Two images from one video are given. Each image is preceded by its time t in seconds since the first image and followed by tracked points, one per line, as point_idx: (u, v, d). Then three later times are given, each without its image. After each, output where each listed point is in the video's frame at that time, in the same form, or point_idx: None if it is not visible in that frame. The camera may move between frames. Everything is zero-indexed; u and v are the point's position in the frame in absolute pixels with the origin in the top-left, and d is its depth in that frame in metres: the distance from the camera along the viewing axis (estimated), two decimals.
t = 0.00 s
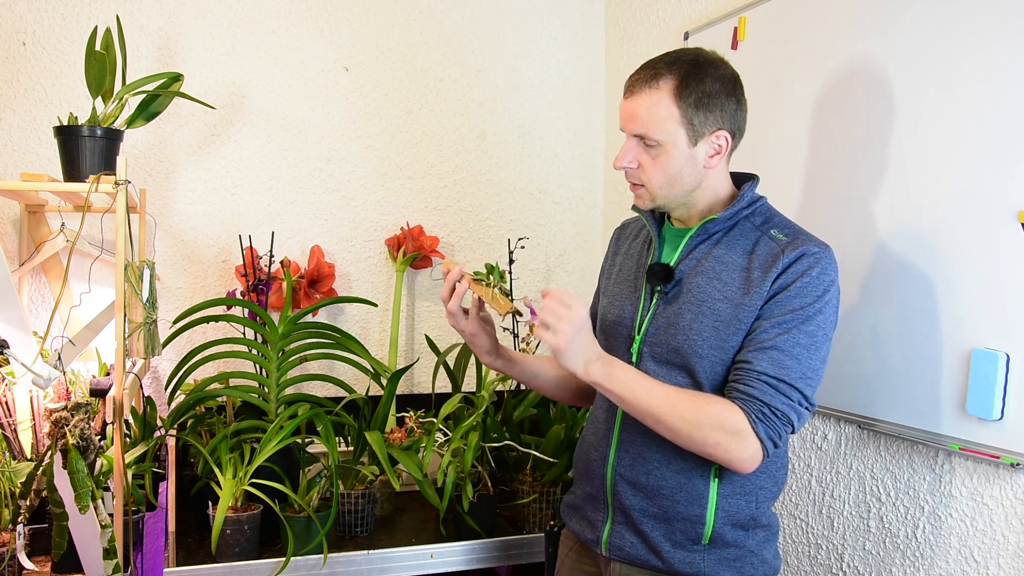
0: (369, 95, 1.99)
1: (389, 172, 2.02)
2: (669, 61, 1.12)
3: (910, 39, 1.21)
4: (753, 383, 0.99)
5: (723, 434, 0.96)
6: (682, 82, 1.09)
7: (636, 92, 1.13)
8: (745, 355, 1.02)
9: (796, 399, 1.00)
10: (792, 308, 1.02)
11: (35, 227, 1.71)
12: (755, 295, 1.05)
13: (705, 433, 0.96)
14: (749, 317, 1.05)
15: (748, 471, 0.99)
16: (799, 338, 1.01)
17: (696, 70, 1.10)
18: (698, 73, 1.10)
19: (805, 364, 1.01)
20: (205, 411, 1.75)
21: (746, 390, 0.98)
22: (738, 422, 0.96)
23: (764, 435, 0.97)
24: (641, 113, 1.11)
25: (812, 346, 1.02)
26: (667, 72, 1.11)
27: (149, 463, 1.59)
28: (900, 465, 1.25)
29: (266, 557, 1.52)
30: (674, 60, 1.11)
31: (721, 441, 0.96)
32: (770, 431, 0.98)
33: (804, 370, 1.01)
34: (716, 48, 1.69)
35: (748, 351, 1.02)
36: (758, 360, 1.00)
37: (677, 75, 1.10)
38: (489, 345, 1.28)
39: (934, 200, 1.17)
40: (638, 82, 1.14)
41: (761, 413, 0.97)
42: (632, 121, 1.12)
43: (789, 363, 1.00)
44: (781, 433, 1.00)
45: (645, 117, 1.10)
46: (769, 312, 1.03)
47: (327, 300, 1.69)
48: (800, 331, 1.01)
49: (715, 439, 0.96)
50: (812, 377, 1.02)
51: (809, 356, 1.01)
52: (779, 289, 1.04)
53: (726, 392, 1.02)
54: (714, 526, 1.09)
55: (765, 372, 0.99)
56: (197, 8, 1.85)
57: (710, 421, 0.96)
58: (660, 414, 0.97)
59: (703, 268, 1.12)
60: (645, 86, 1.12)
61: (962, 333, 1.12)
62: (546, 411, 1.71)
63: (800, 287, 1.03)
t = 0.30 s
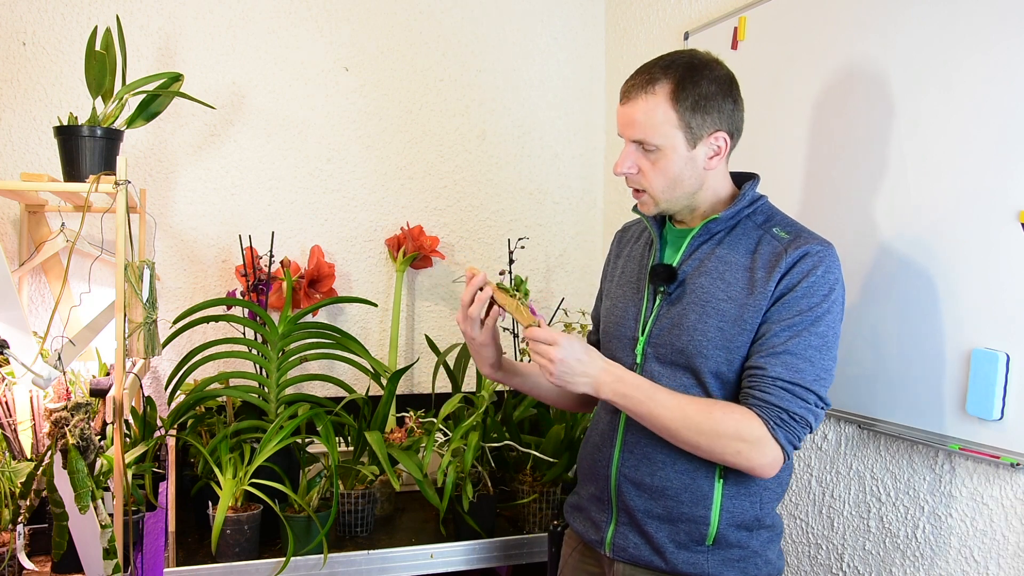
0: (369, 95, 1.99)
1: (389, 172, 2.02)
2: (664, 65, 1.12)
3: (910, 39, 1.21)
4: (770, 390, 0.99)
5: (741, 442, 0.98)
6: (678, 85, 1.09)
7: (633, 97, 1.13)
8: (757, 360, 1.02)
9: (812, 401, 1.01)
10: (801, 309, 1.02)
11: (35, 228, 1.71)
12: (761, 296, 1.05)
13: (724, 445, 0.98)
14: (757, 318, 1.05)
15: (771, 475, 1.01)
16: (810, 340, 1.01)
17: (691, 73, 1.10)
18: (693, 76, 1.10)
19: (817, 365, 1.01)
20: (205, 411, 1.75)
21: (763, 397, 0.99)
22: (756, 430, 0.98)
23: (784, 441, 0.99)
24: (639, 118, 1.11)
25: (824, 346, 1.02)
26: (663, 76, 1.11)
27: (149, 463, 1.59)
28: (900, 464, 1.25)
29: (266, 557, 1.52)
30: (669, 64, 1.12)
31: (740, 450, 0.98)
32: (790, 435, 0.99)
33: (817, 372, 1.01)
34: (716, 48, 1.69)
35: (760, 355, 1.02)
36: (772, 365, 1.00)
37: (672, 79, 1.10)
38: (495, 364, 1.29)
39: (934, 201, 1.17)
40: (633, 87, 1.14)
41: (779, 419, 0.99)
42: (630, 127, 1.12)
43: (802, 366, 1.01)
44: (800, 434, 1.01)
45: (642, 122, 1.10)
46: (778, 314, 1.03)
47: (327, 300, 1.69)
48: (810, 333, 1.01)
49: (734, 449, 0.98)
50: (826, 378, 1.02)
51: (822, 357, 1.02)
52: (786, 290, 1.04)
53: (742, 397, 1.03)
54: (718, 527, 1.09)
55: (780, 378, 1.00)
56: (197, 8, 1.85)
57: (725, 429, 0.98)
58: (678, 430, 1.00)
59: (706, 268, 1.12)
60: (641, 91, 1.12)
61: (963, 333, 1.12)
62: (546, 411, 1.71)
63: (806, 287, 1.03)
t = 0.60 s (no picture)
0: (369, 95, 1.99)
1: (389, 172, 2.02)
2: (660, 67, 1.12)
3: (910, 39, 1.21)
4: (781, 395, 1.00)
5: (754, 449, 0.99)
6: (675, 87, 1.10)
7: (630, 101, 1.13)
8: (765, 365, 1.02)
9: (823, 403, 1.01)
10: (808, 312, 1.02)
11: (35, 228, 1.71)
12: (766, 298, 1.05)
13: (737, 452, 0.99)
14: (762, 319, 1.06)
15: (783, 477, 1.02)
16: (819, 342, 1.01)
17: (687, 74, 1.10)
18: (690, 77, 1.10)
19: (826, 367, 1.02)
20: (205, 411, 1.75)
21: (775, 402, 1.00)
22: (770, 436, 0.99)
23: (798, 444, 1.00)
24: (637, 121, 1.11)
25: (832, 347, 1.02)
26: (659, 78, 1.11)
27: (149, 463, 1.59)
28: (900, 464, 1.25)
29: (266, 557, 1.52)
30: (664, 66, 1.12)
31: (754, 456, 0.99)
32: (803, 438, 1.00)
33: (826, 374, 1.02)
34: (716, 48, 1.69)
35: (769, 359, 1.02)
36: (782, 370, 1.01)
37: (669, 81, 1.10)
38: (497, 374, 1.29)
39: (934, 201, 1.17)
40: (630, 90, 1.14)
41: (791, 423, 0.99)
42: (629, 130, 1.12)
43: (811, 368, 1.01)
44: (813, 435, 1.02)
45: (641, 124, 1.10)
46: (784, 317, 1.03)
47: (327, 300, 1.69)
48: (817, 335, 1.02)
49: (748, 455, 0.99)
50: (834, 379, 1.03)
51: (829, 359, 1.02)
52: (791, 291, 1.04)
53: (752, 400, 1.04)
54: (720, 527, 1.09)
55: (791, 382, 1.00)
56: (197, 8, 1.85)
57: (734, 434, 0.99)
58: (691, 440, 1.01)
59: (709, 269, 1.12)
60: (638, 94, 1.12)
61: (963, 333, 1.12)
62: (546, 411, 1.71)
63: (812, 289, 1.03)
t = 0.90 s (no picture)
0: (369, 95, 1.99)
1: (389, 172, 2.02)
2: (659, 66, 1.12)
3: (910, 39, 1.21)
4: (784, 394, 1.00)
5: (758, 449, 0.98)
6: (674, 85, 1.10)
7: (630, 100, 1.13)
8: (768, 364, 1.02)
9: (826, 401, 1.01)
10: (811, 311, 1.02)
11: (35, 228, 1.71)
12: (768, 297, 1.05)
13: (741, 453, 0.99)
14: (764, 319, 1.05)
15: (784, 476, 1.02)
16: (822, 341, 1.01)
17: (686, 72, 1.10)
18: (689, 75, 1.10)
19: (829, 365, 1.02)
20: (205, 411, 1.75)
21: (779, 401, 1.00)
22: (774, 435, 0.98)
23: (801, 443, 1.00)
24: (638, 120, 1.11)
25: (834, 346, 1.02)
26: (659, 77, 1.11)
27: (148, 463, 1.59)
28: (900, 465, 1.25)
29: (266, 557, 1.52)
30: (663, 65, 1.12)
31: (758, 456, 0.99)
32: (806, 437, 1.00)
33: (829, 374, 1.02)
34: (716, 48, 1.69)
35: (772, 359, 1.02)
36: (785, 369, 1.01)
37: (668, 79, 1.10)
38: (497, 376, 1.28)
39: (934, 200, 1.17)
40: (629, 90, 1.14)
41: (796, 422, 0.99)
42: (629, 128, 1.12)
43: (814, 368, 1.01)
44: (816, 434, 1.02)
45: (641, 123, 1.10)
46: (787, 316, 1.03)
47: (327, 300, 1.69)
48: (820, 334, 1.02)
49: (752, 455, 0.99)
50: (837, 378, 1.03)
51: (832, 358, 1.02)
52: (793, 291, 1.04)
53: (755, 400, 1.04)
54: (723, 527, 1.09)
55: (794, 382, 1.00)
56: (197, 8, 1.85)
57: (736, 436, 0.99)
58: (693, 440, 1.01)
59: (710, 269, 1.12)
60: (637, 93, 1.12)
61: (963, 333, 1.12)
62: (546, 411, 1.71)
63: (814, 288, 1.03)
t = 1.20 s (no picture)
0: (369, 95, 1.99)
1: (389, 172, 2.02)
2: (658, 66, 1.13)
3: (910, 39, 1.21)
4: (786, 394, 1.00)
5: (760, 449, 0.99)
6: (674, 84, 1.10)
7: (629, 99, 1.13)
8: (770, 364, 1.02)
9: (828, 401, 1.02)
10: (811, 310, 1.02)
11: (35, 227, 1.71)
12: (768, 297, 1.05)
13: (743, 453, 0.99)
14: (764, 318, 1.06)
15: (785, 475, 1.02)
16: (823, 341, 1.02)
17: (686, 71, 1.11)
18: (689, 74, 1.10)
19: (830, 365, 1.02)
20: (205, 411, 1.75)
21: (781, 401, 1.00)
22: (776, 435, 0.98)
23: (804, 443, 1.00)
24: (637, 119, 1.11)
25: (835, 346, 1.02)
26: (658, 76, 1.11)
27: (149, 463, 1.59)
28: (900, 464, 1.25)
29: (266, 557, 1.52)
30: (663, 65, 1.12)
31: (760, 456, 0.99)
32: (808, 437, 1.00)
33: (830, 373, 1.02)
34: (715, 48, 1.69)
35: (773, 359, 1.02)
36: (786, 369, 1.01)
37: (668, 78, 1.10)
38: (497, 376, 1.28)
39: (934, 200, 1.17)
40: (629, 89, 1.14)
41: (798, 422, 0.99)
42: (628, 128, 1.12)
43: (816, 367, 1.01)
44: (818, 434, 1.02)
45: (641, 122, 1.10)
46: (787, 316, 1.03)
47: (327, 300, 1.69)
48: (821, 334, 1.02)
49: (754, 455, 0.99)
50: (838, 378, 1.03)
51: (833, 357, 1.02)
52: (793, 291, 1.04)
53: (756, 400, 1.04)
54: (723, 527, 1.09)
55: (796, 382, 1.00)
56: (197, 8, 1.85)
57: (737, 436, 0.99)
58: (694, 440, 1.01)
59: (710, 269, 1.12)
60: (637, 93, 1.12)
61: (962, 333, 1.12)
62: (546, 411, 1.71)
63: (815, 287, 1.03)
